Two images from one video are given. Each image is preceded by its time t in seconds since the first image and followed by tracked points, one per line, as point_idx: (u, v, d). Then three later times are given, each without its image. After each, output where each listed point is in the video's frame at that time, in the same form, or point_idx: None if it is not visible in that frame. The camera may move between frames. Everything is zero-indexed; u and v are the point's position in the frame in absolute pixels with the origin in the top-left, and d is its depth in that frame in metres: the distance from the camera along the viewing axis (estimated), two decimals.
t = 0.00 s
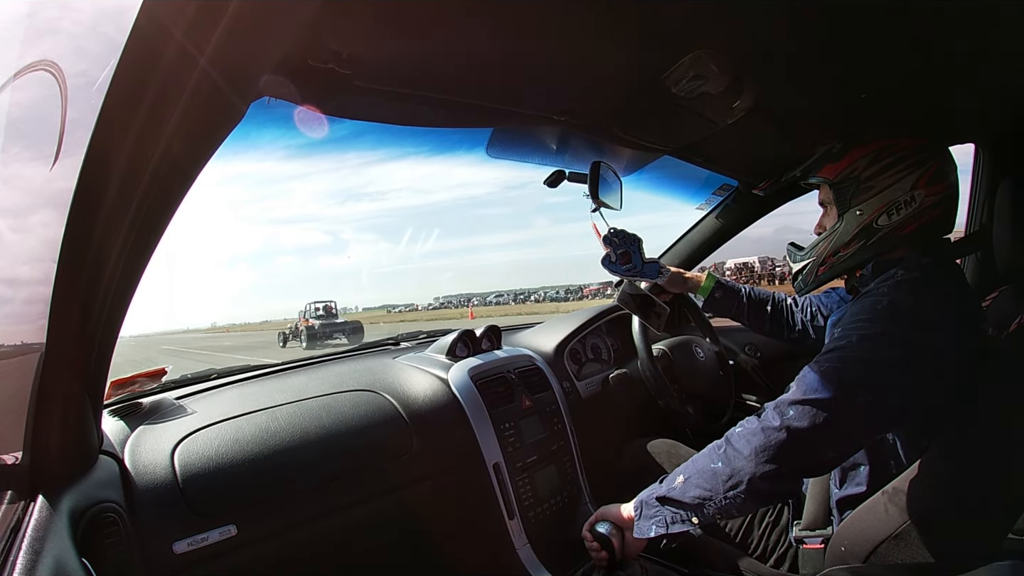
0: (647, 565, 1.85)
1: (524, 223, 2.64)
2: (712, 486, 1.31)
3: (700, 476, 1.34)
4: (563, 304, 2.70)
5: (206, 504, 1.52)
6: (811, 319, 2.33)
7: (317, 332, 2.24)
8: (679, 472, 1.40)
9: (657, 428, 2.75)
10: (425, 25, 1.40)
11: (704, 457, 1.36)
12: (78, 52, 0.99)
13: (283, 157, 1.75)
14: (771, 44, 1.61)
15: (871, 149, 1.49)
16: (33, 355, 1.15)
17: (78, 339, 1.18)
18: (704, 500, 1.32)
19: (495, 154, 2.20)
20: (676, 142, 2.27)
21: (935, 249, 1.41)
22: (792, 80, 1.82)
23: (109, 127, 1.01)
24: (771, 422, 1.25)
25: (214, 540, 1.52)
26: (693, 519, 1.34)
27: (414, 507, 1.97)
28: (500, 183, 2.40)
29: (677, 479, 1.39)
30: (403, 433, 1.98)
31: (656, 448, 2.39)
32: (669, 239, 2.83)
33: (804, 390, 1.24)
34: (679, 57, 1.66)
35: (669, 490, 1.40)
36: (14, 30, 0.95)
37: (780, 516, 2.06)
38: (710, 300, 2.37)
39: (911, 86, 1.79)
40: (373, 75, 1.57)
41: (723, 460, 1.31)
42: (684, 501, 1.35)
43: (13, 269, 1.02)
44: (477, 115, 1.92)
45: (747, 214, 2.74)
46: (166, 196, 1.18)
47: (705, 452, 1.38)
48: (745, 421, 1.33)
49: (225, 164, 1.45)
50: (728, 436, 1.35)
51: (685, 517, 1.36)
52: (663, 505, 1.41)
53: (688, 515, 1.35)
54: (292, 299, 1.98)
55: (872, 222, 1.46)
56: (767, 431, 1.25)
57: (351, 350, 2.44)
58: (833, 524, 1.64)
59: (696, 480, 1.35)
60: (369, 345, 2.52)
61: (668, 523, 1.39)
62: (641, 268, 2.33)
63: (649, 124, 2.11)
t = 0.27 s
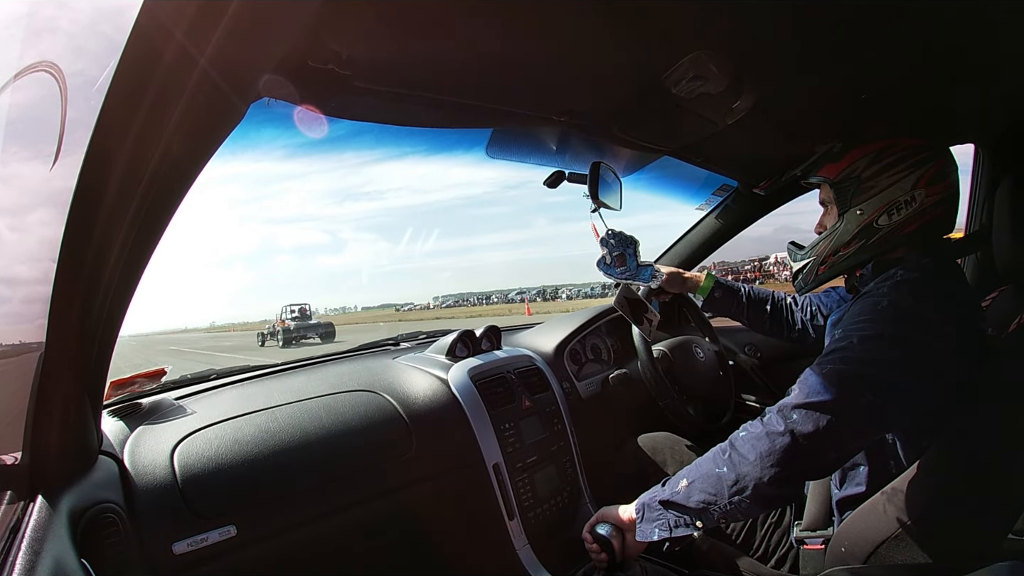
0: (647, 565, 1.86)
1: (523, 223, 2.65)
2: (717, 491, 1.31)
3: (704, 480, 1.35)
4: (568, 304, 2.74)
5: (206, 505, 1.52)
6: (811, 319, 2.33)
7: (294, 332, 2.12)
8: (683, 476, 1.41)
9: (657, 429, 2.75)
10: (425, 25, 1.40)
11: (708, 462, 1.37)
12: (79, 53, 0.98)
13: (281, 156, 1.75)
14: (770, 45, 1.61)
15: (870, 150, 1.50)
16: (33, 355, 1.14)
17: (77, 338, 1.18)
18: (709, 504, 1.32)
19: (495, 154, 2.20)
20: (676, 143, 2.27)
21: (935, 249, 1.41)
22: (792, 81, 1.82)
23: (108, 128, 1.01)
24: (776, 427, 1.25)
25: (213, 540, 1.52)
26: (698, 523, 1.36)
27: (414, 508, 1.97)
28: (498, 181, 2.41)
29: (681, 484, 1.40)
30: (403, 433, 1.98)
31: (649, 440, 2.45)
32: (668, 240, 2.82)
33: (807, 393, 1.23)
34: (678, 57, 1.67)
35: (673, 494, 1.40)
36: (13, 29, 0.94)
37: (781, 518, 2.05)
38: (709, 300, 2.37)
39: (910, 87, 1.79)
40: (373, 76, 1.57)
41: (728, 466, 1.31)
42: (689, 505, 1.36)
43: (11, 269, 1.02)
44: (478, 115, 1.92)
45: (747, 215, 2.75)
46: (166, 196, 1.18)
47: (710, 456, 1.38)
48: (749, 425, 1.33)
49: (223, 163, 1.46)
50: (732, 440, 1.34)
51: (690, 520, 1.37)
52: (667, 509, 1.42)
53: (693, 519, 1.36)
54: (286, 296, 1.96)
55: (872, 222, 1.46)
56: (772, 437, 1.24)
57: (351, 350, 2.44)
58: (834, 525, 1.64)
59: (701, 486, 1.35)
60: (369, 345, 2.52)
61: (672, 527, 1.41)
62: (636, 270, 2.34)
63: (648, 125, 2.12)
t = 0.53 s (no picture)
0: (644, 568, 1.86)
1: (523, 223, 2.66)
2: (754, 536, 1.31)
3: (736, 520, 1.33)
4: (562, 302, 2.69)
5: (205, 505, 1.52)
6: (811, 319, 2.33)
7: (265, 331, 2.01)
8: (711, 513, 1.38)
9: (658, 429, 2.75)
10: (426, 26, 1.40)
11: (739, 500, 1.34)
12: (78, 52, 0.98)
13: (280, 155, 1.74)
14: (769, 46, 1.61)
15: (878, 154, 1.50)
16: (33, 354, 1.13)
17: (77, 336, 1.17)
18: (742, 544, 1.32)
19: (495, 153, 2.20)
20: (676, 143, 2.28)
21: (939, 256, 1.41)
22: (791, 81, 1.82)
23: (108, 127, 1.01)
24: (815, 477, 1.23)
25: (213, 540, 1.52)
26: (727, 558, 1.36)
27: (414, 508, 1.97)
28: (498, 181, 2.42)
29: (711, 521, 1.37)
30: (403, 434, 1.98)
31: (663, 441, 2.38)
32: (667, 240, 2.81)
33: (835, 434, 1.22)
34: (678, 58, 1.67)
35: (703, 532, 1.38)
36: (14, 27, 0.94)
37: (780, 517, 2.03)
38: (709, 300, 2.39)
39: (910, 88, 1.80)
40: (373, 76, 1.57)
41: (764, 512, 1.29)
42: (719, 543, 1.35)
43: (9, 268, 1.02)
44: (478, 116, 1.92)
45: (746, 215, 2.75)
46: (165, 198, 1.18)
47: (741, 495, 1.35)
48: (781, 467, 1.30)
49: (223, 163, 1.46)
50: (764, 482, 1.31)
51: (718, 555, 1.37)
52: (690, 541, 1.41)
53: (722, 553, 1.36)
54: (288, 298, 1.96)
55: (877, 227, 1.46)
56: (813, 489, 1.22)
57: (351, 351, 2.44)
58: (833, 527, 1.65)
59: (734, 529, 1.33)
60: (369, 346, 2.51)
61: (695, 558, 1.40)
62: (635, 271, 2.28)
63: (649, 126, 2.12)
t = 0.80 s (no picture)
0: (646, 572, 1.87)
1: (525, 219, 2.64)
2: (826, 564, 1.28)
3: (809, 556, 1.28)
4: (554, 298, 2.59)
5: (208, 511, 1.52)
6: (812, 315, 2.32)
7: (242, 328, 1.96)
8: (779, 555, 1.32)
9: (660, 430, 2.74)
10: (425, 28, 1.40)
11: (807, 536, 1.29)
12: (81, 45, 0.99)
13: (278, 152, 1.75)
14: (768, 45, 1.61)
15: (892, 149, 1.48)
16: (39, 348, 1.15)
17: (83, 333, 1.18)
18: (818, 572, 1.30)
19: (495, 154, 2.22)
20: (675, 144, 2.28)
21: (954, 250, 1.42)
22: (791, 80, 1.82)
23: (110, 128, 1.02)
24: (881, 504, 1.20)
25: (217, 546, 1.51)
26: None
27: (417, 512, 1.96)
28: (498, 180, 2.44)
29: (781, 562, 1.31)
30: (405, 437, 1.97)
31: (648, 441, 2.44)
32: (669, 240, 2.85)
33: (903, 457, 1.18)
34: (678, 57, 1.66)
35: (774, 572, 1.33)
36: (14, 20, 0.95)
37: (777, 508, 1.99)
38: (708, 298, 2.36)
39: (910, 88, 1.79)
40: (373, 79, 1.57)
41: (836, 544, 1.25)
42: None
43: (7, 261, 1.02)
44: (477, 118, 1.92)
45: (746, 215, 2.75)
46: (167, 202, 1.18)
47: (806, 532, 1.29)
48: (847, 500, 1.24)
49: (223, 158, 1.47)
50: (832, 516, 1.26)
51: None
52: None
53: None
54: (293, 293, 1.97)
55: (894, 216, 1.45)
56: (886, 518, 1.19)
57: (353, 354, 2.43)
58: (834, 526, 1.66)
59: (808, 564, 1.29)
60: (370, 348, 2.50)
61: None
62: (590, 288, 2.31)
63: (649, 126, 2.12)
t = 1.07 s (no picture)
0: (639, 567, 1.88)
1: (526, 217, 2.52)
2: (805, 556, 1.30)
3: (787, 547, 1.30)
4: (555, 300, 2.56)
5: (205, 499, 1.52)
6: (815, 308, 2.33)
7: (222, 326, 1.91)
8: (760, 544, 1.33)
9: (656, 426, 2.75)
10: (429, 20, 1.40)
11: (787, 527, 1.30)
12: (80, 42, 0.97)
13: (281, 147, 1.72)
14: (773, 43, 1.61)
15: (886, 142, 1.49)
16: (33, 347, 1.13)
17: (79, 326, 1.18)
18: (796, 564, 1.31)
19: (496, 148, 2.22)
20: (678, 140, 2.27)
21: (953, 244, 1.38)
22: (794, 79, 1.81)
23: (109, 122, 1.02)
24: (861, 497, 1.20)
25: (213, 534, 1.52)
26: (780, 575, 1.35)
27: (413, 503, 1.97)
28: (495, 176, 2.40)
29: (762, 552, 1.33)
30: (401, 429, 1.98)
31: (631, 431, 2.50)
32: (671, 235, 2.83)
33: (881, 450, 1.19)
34: (682, 54, 1.66)
35: (754, 562, 1.34)
36: (18, 18, 0.94)
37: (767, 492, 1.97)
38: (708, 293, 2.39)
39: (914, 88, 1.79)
40: (376, 70, 1.56)
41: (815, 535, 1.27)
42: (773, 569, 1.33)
43: (6, 257, 1.00)
44: (480, 111, 1.91)
45: (746, 212, 2.73)
46: (168, 188, 1.18)
47: (787, 522, 1.30)
48: (828, 493, 1.25)
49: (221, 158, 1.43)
50: (813, 508, 1.27)
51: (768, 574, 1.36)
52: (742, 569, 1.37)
53: None
54: (291, 290, 1.99)
55: (889, 213, 1.44)
56: (865, 511, 1.20)
57: (350, 346, 2.44)
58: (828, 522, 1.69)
59: (786, 554, 1.30)
60: (367, 341, 2.51)
61: None
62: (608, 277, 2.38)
63: (651, 122, 2.11)
